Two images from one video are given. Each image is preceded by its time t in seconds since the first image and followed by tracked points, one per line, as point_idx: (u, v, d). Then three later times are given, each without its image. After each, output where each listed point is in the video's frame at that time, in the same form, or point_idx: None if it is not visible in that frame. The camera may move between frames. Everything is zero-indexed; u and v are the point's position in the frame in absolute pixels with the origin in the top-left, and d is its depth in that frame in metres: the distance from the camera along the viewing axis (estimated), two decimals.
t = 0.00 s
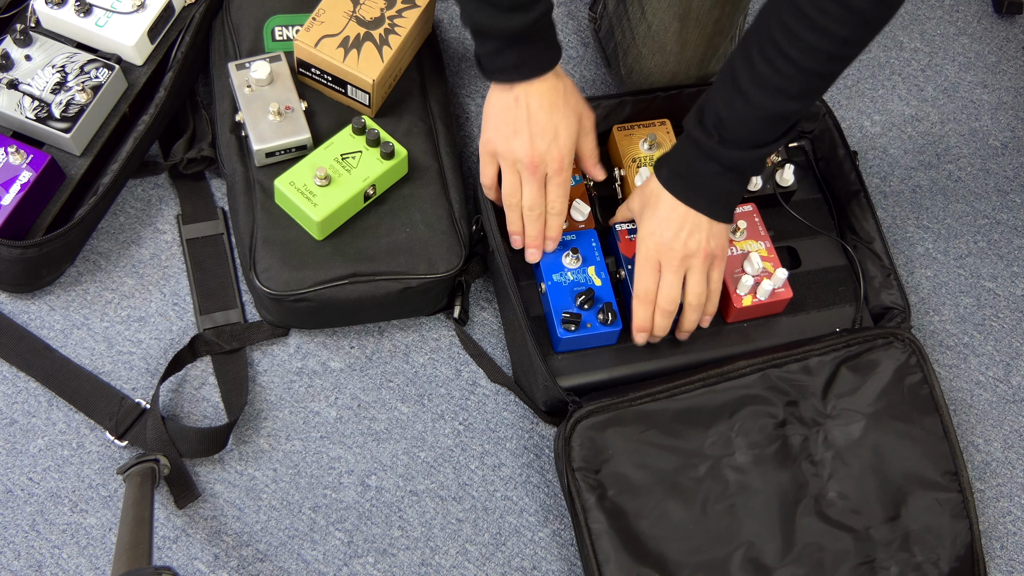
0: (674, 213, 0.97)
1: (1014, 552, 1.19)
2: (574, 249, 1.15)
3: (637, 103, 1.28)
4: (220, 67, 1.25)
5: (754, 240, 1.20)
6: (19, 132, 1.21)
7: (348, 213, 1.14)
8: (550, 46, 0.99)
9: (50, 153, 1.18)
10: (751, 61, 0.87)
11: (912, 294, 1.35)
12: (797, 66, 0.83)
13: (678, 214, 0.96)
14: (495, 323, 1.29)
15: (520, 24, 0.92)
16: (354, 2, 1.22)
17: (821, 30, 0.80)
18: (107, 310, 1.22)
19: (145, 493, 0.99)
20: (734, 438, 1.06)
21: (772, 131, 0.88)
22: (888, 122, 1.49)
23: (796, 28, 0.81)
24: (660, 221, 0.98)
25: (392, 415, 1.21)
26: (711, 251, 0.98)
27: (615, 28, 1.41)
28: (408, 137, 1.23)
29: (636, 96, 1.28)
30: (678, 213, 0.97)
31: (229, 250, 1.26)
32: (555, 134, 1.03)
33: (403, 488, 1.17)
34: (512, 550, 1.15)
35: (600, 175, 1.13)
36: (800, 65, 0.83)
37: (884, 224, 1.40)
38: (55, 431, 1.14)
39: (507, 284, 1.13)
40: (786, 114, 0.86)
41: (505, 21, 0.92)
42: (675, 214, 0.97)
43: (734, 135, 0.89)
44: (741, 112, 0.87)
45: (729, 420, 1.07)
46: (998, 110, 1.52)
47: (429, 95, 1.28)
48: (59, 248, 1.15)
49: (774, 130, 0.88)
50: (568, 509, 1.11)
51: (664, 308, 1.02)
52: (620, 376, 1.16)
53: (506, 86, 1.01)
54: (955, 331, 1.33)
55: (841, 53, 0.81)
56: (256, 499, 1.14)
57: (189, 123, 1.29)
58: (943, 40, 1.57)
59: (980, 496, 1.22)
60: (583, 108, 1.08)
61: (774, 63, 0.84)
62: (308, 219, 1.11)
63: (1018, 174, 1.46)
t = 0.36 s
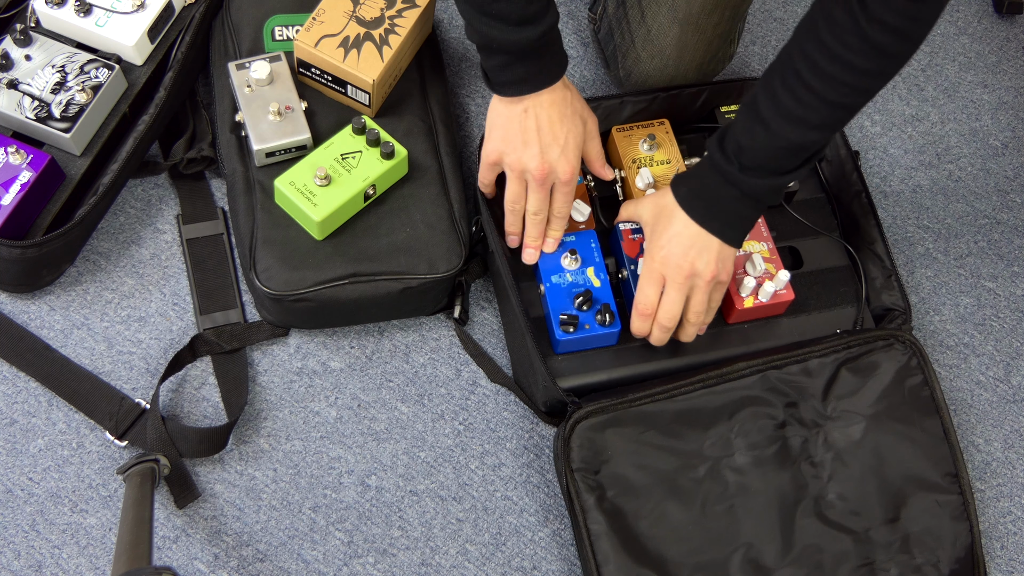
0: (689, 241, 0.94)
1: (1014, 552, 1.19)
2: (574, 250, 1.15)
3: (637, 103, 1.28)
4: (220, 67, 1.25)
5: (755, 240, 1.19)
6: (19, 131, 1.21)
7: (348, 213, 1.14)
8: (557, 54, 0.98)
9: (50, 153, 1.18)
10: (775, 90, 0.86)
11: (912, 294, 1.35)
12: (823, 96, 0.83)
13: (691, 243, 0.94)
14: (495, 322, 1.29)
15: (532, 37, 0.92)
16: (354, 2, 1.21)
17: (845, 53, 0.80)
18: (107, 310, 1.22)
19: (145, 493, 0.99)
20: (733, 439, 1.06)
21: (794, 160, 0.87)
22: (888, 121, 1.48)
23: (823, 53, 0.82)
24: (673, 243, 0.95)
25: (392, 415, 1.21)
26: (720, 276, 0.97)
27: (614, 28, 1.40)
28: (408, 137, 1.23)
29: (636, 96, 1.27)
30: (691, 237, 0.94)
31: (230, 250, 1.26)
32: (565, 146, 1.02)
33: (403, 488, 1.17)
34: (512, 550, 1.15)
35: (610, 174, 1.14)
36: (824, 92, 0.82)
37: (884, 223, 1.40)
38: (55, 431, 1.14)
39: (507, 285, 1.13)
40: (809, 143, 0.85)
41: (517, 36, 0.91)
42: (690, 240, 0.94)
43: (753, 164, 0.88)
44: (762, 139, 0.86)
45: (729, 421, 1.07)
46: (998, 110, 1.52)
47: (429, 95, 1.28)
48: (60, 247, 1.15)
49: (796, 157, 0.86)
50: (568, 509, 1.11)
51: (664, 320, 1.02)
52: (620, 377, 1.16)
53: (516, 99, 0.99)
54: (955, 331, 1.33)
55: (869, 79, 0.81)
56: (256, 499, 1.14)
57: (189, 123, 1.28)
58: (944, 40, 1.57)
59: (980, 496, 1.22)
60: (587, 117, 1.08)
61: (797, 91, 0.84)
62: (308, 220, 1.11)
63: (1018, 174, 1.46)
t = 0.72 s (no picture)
0: (784, 249, 0.79)
1: (1014, 552, 1.19)
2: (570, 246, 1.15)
3: (634, 101, 1.28)
4: (220, 67, 1.25)
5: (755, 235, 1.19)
6: (19, 131, 1.21)
7: (348, 213, 1.14)
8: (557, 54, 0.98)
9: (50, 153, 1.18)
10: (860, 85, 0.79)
11: (912, 294, 1.35)
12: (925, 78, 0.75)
13: (787, 250, 0.79)
14: (496, 322, 1.29)
15: (524, 33, 0.91)
16: (354, 2, 1.21)
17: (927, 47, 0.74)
18: (107, 309, 1.22)
19: (145, 493, 0.99)
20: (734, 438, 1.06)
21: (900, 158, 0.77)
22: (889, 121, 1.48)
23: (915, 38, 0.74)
24: (761, 250, 0.80)
25: (392, 415, 1.21)
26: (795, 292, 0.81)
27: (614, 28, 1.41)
28: (408, 137, 1.23)
29: (633, 94, 1.28)
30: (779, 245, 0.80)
31: (230, 250, 1.26)
32: (553, 151, 0.99)
33: (403, 488, 1.17)
34: (512, 550, 1.15)
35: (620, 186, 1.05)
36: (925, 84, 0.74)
37: (884, 223, 1.40)
38: (55, 431, 1.14)
39: (506, 282, 1.13)
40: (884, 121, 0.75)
41: (506, 32, 0.90)
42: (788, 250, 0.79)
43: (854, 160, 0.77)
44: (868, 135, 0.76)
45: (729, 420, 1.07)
46: (998, 110, 1.52)
47: (429, 95, 1.28)
48: (60, 247, 1.15)
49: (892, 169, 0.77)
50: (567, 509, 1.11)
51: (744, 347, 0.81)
52: (619, 374, 1.16)
53: (507, 100, 0.98)
54: (955, 331, 1.33)
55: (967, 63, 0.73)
56: (256, 499, 1.14)
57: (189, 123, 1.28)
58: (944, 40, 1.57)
59: (980, 496, 1.22)
60: (590, 125, 1.03)
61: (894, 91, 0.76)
62: (308, 219, 1.11)
63: (1018, 174, 1.46)
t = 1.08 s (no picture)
0: (812, 178, 0.89)
1: (1014, 552, 1.19)
2: (575, 246, 1.15)
3: (636, 101, 1.27)
4: (220, 67, 1.25)
5: (754, 237, 1.19)
6: (19, 131, 1.21)
7: (348, 213, 1.14)
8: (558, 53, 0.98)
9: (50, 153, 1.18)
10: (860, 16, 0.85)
11: (912, 294, 1.35)
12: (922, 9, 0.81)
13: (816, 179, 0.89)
14: (496, 322, 1.29)
15: (583, 53, 0.90)
16: (353, 3, 1.22)
17: None
18: (107, 310, 1.22)
19: (145, 493, 0.99)
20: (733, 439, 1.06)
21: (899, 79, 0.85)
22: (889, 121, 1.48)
23: None
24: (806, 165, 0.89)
25: (392, 415, 1.21)
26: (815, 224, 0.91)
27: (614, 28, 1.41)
28: (408, 136, 1.23)
29: (636, 94, 1.26)
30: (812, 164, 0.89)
31: (229, 250, 1.26)
32: (596, 166, 1.00)
33: (403, 488, 1.17)
34: (512, 550, 1.15)
35: (654, 222, 0.99)
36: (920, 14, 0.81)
37: (884, 223, 1.40)
38: (55, 431, 1.14)
39: (507, 281, 1.13)
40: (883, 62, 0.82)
41: (564, 52, 0.90)
42: (809, 166, 0.89)
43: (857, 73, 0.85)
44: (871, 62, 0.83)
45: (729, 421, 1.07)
46: (998, 110, 1.52)
47: (429, 95, 1.28)
48: (60, 247, 1.15)
49: (888, 87, 0.85)
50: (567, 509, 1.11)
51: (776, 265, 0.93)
52: (619, 374, 1.16)
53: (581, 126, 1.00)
54: (955, 331, 1.33)
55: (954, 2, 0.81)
56: (256, 499, 1.14)
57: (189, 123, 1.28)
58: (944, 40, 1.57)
59: (980, 496, 1.22)
60: (620, 153, 0.97)
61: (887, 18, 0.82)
62: (308, 219, 1.11)
63: (1018, 174, 1.46)
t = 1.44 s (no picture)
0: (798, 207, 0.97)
1: (1014, 552, 1.19)
2: (575, 246, 1.15)
3: (636, 102, 1.28)
4: (220, 67, 1.25)
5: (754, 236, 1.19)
6: (19, 131, 1.21)
7: (348, 213, 1.14)
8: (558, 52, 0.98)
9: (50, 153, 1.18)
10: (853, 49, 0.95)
11: (912, 294, 1.35)
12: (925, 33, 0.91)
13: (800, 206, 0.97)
14: (496, 323, 1.29)
15: (566, 54, 0.91)
16: (354, 2, 1.22)
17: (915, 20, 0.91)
18: (107, 310, 1.22)
19: (145, 492, 0.99)
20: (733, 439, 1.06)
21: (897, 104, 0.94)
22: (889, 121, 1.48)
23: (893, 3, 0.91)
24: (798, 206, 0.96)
25: (392, 415, 1.21)
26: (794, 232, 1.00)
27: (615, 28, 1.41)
28: (408, 137, 1.23)
29: (635, 95, 1.27)
30: (804, 206, 0.96)
31: (229, 249, 1.26)
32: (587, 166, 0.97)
33: (403, 488, 1.17)
34: (512, 550, 1.14)
35: (665, 200, 0.98)
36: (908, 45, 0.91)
37: (884, 223, 1.40)
38: (55, 431, 1.14)
39: (507, 281, 1.13)
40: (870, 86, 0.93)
41: (545, 54, 0.90)
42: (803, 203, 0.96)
43: (858, 100, 0.93)
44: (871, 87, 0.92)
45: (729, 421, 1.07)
46: (998, 110, 1.52)
47: (429, 95, 1.28)
48: (60, 247, 1.15)
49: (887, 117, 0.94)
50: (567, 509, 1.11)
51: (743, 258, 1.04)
52: (619, 374, 1.16)
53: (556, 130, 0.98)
54: (955, 331, 1.33)
55: (943, 33, 0.91)
56: (256, 499, 1.14)
57: (189, 123, 1.28)
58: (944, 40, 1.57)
59: (980, 496, 1.22)
60: (610, 148, 0.95)
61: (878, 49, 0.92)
62: (308, 219, 1.11)
63: (1018, 174, 1.46)
